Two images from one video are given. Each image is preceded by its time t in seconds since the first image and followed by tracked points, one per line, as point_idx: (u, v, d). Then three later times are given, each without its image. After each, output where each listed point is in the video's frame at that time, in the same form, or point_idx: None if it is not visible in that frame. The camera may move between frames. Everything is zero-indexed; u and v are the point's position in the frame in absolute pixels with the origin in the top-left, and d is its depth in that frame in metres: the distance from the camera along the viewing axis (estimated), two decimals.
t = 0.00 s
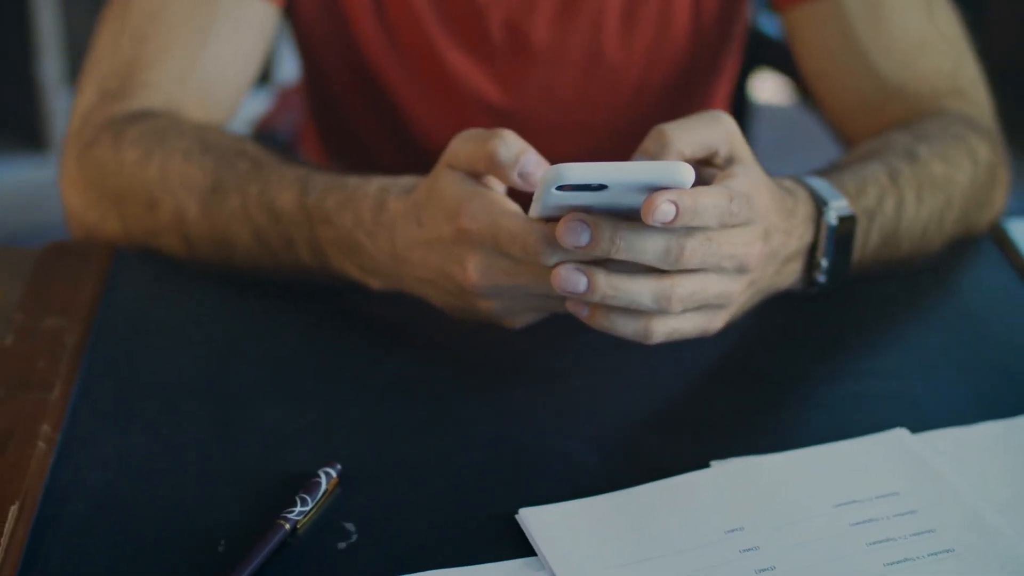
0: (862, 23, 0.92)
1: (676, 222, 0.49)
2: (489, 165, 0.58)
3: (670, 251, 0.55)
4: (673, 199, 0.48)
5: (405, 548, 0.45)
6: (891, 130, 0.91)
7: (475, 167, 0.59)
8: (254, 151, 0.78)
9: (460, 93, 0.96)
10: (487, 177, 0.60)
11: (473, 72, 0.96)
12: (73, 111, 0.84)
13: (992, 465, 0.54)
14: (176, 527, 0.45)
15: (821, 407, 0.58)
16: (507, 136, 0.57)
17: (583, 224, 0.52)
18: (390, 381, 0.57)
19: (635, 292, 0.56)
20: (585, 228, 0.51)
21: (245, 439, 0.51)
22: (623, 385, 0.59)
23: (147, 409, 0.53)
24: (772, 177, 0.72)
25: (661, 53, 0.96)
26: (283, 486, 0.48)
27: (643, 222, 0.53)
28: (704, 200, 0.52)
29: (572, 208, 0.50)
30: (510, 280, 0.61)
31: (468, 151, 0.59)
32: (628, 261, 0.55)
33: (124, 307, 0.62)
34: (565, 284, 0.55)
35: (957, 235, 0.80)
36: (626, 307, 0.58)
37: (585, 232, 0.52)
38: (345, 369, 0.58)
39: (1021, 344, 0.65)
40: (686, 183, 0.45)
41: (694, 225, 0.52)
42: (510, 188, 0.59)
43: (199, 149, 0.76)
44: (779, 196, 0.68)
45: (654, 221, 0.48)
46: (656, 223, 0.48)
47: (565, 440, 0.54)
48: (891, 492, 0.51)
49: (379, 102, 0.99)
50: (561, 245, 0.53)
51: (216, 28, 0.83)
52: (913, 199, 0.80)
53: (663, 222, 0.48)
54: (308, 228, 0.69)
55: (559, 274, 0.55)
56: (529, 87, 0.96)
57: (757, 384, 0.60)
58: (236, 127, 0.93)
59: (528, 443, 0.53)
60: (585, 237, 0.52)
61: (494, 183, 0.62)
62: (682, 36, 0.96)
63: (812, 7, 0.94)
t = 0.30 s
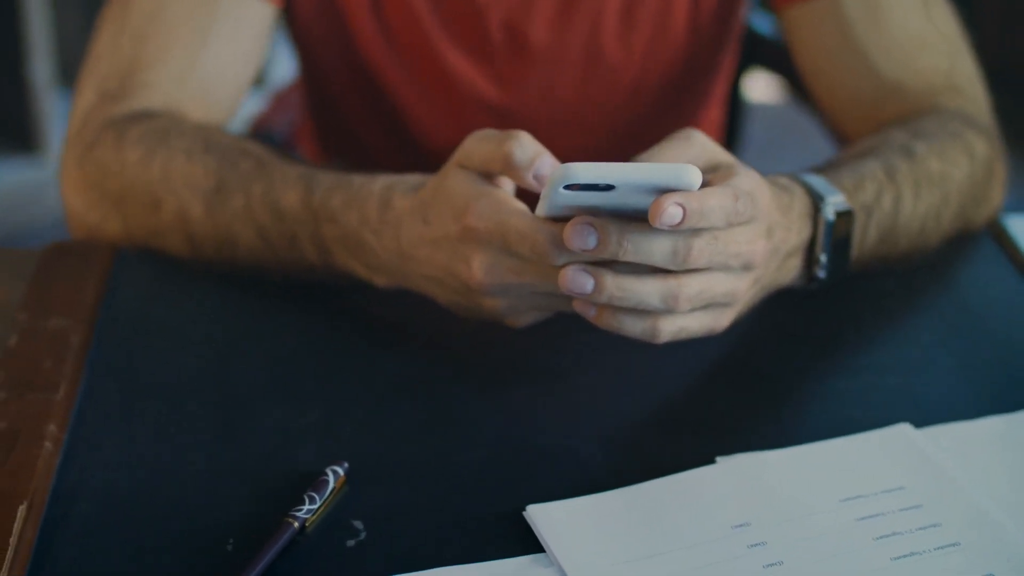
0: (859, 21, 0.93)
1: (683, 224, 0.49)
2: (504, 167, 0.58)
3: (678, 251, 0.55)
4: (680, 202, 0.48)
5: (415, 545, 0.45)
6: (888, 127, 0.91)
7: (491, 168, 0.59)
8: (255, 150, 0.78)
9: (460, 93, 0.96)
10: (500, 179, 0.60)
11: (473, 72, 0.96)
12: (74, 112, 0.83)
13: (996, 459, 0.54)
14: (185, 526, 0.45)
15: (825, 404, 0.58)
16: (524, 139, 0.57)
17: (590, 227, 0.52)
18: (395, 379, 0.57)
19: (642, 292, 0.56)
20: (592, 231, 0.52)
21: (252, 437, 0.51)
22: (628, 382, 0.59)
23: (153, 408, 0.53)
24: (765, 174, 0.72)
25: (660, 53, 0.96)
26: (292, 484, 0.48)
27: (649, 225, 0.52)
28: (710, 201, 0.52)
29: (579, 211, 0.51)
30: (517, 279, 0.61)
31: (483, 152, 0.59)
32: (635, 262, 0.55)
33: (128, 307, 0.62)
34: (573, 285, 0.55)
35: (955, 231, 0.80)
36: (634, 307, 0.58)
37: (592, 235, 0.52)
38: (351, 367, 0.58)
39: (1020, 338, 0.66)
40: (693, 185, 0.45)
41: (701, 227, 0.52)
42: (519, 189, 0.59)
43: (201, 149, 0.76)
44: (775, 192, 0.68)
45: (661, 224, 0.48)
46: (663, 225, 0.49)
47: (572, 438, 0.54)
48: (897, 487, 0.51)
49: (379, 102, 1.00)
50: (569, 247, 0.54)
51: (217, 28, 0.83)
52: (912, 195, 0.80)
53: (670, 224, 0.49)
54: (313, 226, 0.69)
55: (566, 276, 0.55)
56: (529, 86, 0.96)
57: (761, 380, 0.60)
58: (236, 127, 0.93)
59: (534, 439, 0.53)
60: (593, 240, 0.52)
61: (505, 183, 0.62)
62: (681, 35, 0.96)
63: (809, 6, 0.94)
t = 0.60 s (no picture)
0: (857, 18, 0.93)
1: (693, 220, 0.51)
2: (495, 157, 0.57)
3: (690, 248, 0.55)
4: (689, 197, 0.49)
5: (426, 541, 0.45)
6: (888, 122, 0.91)
7: (486, 162, 0.59)
8: (256, 148, 0.77)
9: (460, 91, 0.96)
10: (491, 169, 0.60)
11: (473, 70, 0.96)
12: (73, 112, 0.83)
13: (1002, 453, 0.54)
14: (195, 525, 0.45)
15: (831, 399, 0.59)
16: (511, 126, 0.57)
17: (603, 225, 0.53)
18: (402, 377, 0.57)
19: (653, 286, 0.56)
20: (605, 229, 0.52)
21: (260, 435, 0.51)
22: (634, 378, 0.59)
23: (160, 407, 0.53)
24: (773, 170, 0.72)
25: (659, 51, 0.96)
26: (300, 481, 0.48)
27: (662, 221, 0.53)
28: (720, 196, 0.53)
29: (591, 205, 0.51)
30: (522, 274, 0.61)
31: (474, 144, 0.59)
32: (647, 258, 0.55)
33: (132, 306, 0.62)
34: (582, 280, 0.55)
35: (956, 225, 0.81)
36: (644, 302, 0.58)
37: (606, 234, 0.52)
38: (358, 365, 0.58)
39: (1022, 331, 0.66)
40: (701, 179, 0.45)
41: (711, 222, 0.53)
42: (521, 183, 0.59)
43: (202, 147, 0.76)
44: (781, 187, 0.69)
45: (672, 219, 0.49)
46: (674, 221, 0.50)
47: (580, 434, 0.54)
48: (903, 481, 0.51)
49: (379, 102, 1.00)
50: (581, 245, 0.54)
51: (216, 27, 0.82)
52: (914, 190, 0.80)
53: (680, 220, 0.50)
54: (316, 223, 0.69)
55: (576, 271, 0.56)
56: (528, 84, 0.96)
57: (766, 375, 0.60)
58: (235, 126, 0.93)
59: (542, 435, 0.53)
60: (606, 238, 0.53)
61: (502, 177, 0.62)
62: (680, 32, 0.96)
63: (808, 3, 0.94)
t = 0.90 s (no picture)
0: (857, 16, 0.93)
1: (699, 211, 0.51)
2: (498, 156, 0.57)
3: (696, 239, 0.55)
4: (695, 187, 0.49)
5: (437, 540, 0.45)
6: (888, 119, 0.91)
7: (491, 162, 0.59)
8: (258, 147, 0.77)
9: (461, 91, 0.96)
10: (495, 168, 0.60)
11: (474, 70, 0.95)
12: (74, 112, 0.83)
13: (1007, 447, 0.54)
14: (205, 525, 0.45)
15: (837, 394, 0.59)
16: (514, 126, 0.57)
17: (609, 217, 0.52)
18: (408, 376, 0.57)
19: (659, 280, 0.57)
20: (611, 221, 0.52)
21: (267, 435, 0.51)
22: (640, 374, 0.59)
23: (167, 407, 0.53)
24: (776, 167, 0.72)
25: (659, 49, 0.96)
26: (309, 480, 0.48)
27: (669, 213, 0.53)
28: (725, 186, 0.53)
29: (598, 200, 0.51)
30: (528, 271, 0.61)
31: (478, 143, 0.59)
32: (654, 251, 0.55)
33: (136, 306, 0.62)
34: (589, 274, 0.56)
35: (957, 221, 0.81)
36: (651, 295, 0.58)
37: (612, 226, 0.52)
38: (364, 363, 0.58)
39: None
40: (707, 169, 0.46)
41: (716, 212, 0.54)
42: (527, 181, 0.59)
43: (204, 147, 0.76)
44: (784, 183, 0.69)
45: (678, 210, 0.49)
46: (680, 212, 0.50)
47: (588, 431, 0.54)
48: (911, 476, 0.51)
49: (379, 102, 1.00)
50: (587, 238, 0.54)
51: (216, 27, 0.82)
52: (915, 185, 0.81)
53: (686, 211, 0.50)
54: (320, 223, 0.68)
55: (583, 265, 0.56)
56: (529, 83, 0.96)
57: (772, 371, 0.60)
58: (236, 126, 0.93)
59: (550, 432, 0.53)
60: (612, 230, 0.52)
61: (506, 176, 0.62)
62: (680, 31, 0.96)
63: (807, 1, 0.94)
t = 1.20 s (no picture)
0: (857, 15, 0.93)
1: (707, 210, 0.51)
2: (506, 157, 0.57)
3: (705, 238, 0.55)
4: (703, 185, 0.49)
5: (447, 540, 0.45)
6: (889, 118, 0.92)
7: (497, 163, 0.59)
8: (260, 148, 0.77)
9: (461, 90, 0.96)
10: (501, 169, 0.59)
11: (474, 69, 0.95)
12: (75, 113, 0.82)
13: (1015, 446, 0.54)
14: (215, 526, 0.45)
15: (842, 392, 0.59)
16: (521, 127, 0.56)
17: (618, 217, 0.53)
18: (415, 376, 0.57)
19: (667, 279, 0.57)
20: (619, 221, 0.52)
21: (275, 434, 0.51)
22: (646, 373, 0.59)
23: (173, 408, 0.52)
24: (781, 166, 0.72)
25: (660, 48, 0.96)
26: (319, 481, 0.48)
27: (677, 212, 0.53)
28: (733, 184, 0.54)
29: (605, 199, 0.51)
30: (535, 272, 0.61)
31: (485, 144, 0.59)
32: (662, 250, 0.55)
33: (140, 307, 0.61)
34: (598, 274, 0.56)
35: (958, 219, 0.81)
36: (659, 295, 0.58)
37: (620, 225, 0.53)
38: (369, 365, 0.57)
39: None
40: (715, 168, 0.46)
41: (724, 210, 0.54)
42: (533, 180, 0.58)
43: (207, 148, 0.75)
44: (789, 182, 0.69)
45: (686, 208, 0.49)
46: (688, 211, 0.50)
47: (596, 431, 0.54)
48: (918, 474, 0.51)
49: (379, 102, 1.00)
50: (595, 238, 0.54)
51: (217, 27, 0.82)
52: (918, 184, 0.81)
53: (694, 210, 0.50)
54: (324, 223, 0.68)
55: (591, 265, 0.56)
56: (529, 83, 0.96)
57: (777, 370, 0.60)
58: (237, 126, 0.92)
59: (557, 432, 0.53)
60: (620, 230, 0.53)
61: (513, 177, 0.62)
62: (680, 30, 0.96)
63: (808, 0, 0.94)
